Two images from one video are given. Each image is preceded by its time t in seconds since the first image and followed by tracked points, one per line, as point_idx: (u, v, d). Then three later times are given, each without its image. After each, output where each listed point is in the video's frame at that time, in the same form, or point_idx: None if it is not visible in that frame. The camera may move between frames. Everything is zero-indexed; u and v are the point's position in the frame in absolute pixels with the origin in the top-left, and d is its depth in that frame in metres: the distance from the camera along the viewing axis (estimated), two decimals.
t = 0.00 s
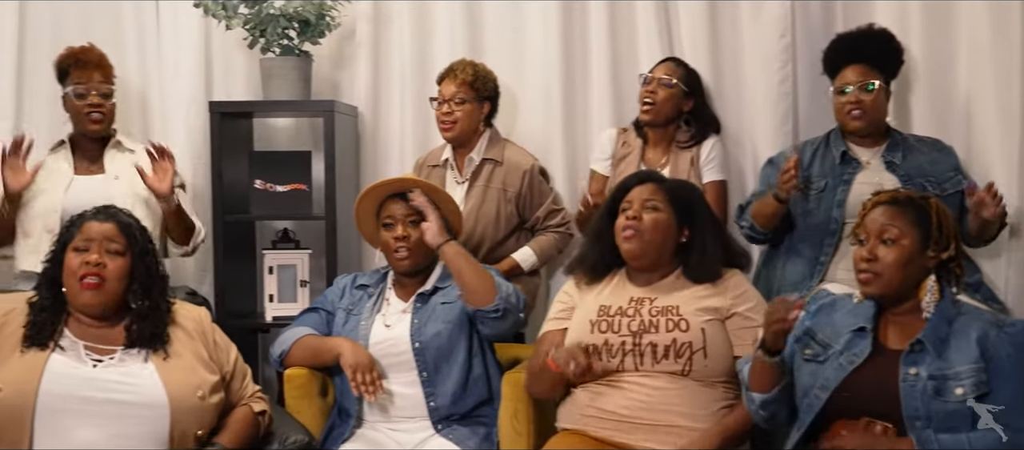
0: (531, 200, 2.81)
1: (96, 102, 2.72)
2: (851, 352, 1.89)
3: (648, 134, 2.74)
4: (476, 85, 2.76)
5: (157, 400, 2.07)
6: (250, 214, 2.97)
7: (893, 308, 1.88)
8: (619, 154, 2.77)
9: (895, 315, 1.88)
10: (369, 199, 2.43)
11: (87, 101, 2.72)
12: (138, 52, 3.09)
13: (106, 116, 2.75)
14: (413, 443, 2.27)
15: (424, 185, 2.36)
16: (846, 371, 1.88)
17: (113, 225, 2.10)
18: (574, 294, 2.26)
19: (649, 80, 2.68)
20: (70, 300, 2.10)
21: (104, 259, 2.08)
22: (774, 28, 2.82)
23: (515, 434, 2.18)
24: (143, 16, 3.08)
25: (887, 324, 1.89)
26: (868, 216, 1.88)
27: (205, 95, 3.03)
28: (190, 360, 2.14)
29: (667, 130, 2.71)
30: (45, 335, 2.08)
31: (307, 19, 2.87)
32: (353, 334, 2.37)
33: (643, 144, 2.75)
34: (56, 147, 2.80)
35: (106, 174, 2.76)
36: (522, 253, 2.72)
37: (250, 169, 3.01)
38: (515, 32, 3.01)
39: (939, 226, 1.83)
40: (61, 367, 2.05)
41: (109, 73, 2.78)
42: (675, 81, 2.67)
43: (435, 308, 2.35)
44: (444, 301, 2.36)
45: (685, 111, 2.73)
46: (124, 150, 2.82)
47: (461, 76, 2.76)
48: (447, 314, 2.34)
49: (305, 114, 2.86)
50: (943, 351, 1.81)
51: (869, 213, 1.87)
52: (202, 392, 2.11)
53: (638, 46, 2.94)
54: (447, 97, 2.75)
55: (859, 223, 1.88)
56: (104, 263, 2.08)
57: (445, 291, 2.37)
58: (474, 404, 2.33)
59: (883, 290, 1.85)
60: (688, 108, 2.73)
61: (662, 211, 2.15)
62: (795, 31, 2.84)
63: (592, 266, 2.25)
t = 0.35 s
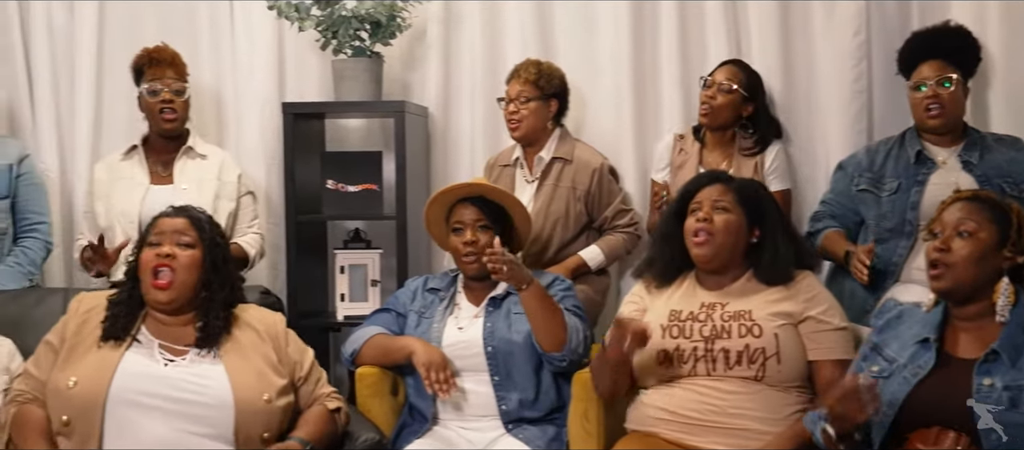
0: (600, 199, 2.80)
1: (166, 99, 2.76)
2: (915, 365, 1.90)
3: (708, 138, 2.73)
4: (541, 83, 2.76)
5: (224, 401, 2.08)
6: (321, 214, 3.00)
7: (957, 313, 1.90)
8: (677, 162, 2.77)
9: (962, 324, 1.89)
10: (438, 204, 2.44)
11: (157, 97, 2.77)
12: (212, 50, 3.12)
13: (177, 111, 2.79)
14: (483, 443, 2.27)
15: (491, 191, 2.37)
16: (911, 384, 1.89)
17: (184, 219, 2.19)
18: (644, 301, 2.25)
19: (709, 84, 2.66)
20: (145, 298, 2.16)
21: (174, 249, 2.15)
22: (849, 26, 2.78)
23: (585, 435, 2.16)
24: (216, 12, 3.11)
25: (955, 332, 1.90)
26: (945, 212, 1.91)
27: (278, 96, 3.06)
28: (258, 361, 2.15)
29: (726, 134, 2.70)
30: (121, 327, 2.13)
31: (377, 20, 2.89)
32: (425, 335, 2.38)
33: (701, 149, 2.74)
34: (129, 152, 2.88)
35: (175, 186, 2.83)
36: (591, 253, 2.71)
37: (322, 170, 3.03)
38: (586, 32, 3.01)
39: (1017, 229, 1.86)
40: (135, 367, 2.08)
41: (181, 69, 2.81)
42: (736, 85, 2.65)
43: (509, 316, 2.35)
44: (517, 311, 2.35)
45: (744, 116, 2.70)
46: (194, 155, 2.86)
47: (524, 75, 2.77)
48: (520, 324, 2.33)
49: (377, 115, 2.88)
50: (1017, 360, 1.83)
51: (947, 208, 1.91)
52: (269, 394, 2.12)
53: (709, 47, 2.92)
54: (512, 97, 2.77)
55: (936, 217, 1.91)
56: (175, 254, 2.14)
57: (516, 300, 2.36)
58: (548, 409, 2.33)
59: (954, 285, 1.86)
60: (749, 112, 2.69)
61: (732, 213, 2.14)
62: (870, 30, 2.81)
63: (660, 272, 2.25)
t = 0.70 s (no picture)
0: (668, 196, 2.78)
1: (236, 89, 2.79)
2: (993, 368, 1.87)
3: (771, 139, 2.68)
4: (618, 82, 2.75)
5: (297, 394, 2.09)
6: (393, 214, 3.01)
7: None
8: (742, 163, 2.70)
9: None
10: (513, 197, 2.46)
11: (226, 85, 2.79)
12: (286, 50, 3.15)
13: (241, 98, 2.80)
14: (553, 443, 2.27)
15: (568, 185, 2.39)
16: (989, 388, 1.86)
17: (268, 219, 2.23)
18: (718, 294, 2.23)
19: (763, 81, 2.63)
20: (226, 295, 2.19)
21: (263, 248, 2.19)
22: (925, 21, 2.75)
23: (655, 436, 2.16)
24: (289, 13, 3.14)
25: None
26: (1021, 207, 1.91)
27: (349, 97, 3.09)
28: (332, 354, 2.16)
29: (788, 133, 2.65)
30: (200, 328, 2.16)
31: (448, 21, 2.90)
32: (492, 334, 2.39)
33: (765, 150, 2.68)
34: (203, 146, 2.91)
35: (242, 177, 2.83)
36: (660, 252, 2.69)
37: (394, 171, 3.05)
38: (656, 32, 3.00)
39: None
40: (210, 363, 2.11)
41: (254, 63, 2.83)
42: (790, 78, 2.61)
43: (574, 311, 2.35)
44: (583, 305, 2.35)
45: (802, 109, 2.65)
46: (263, 150, 2.87)
47: (604, 72, 2.76)
48: (587, 317, 2.33)
49: (447, 115, 2.89)
50: None
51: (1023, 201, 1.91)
52: (342, 385, 2.12)
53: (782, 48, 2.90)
54: (588, 91, 2.76)
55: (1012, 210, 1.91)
56: (264, 252, 2.18)
57: (584, 295, 2.36)
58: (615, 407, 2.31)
59: None
60: (806, 105, 2.65)
61: (811, 209, 2.12)
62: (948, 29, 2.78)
63: (737, 271, 2.22)
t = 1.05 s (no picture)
0: (743, 195, 2.75)
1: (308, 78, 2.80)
2: None
3: (864, 138, 2.64)
4: (692, 80, 2.74)
5: (373, 394, 2.11)
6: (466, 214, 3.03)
7: None
8: (834, 160, 2.67)
9: None
10: (585, 198, 2.45)
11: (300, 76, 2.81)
12: (360, 47, 3.17)
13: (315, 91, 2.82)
14: (626, 443, 2.26)
15: (637, 185, 2.37)
16: None
17: (335, 221, 2.25)
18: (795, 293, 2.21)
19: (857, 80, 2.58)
20: (297, 299, 2.22)
21: (328, 250, 2.21)
22: (1007, 19, 2.69)
23: (729, 438, 2.14)
24: (365, 14, 3.17)
25: None
26: None
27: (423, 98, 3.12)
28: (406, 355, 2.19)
29: (882, 132, 2.60)
30: (275, 328, 2.19)
31: (521, 21, 2.90)
32: (565, 334, 2.39)
33: (858, 148, 2.65)
34: (279, 138, 2.93)
35: (318, 170, 2.85)
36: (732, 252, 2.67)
37: (467, 171, 3.06)
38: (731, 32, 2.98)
39: None
40: (288, 361, 2.14)
41: (327, 57, 2.85)
42: (885, 78, 2.56)
43: (648, 312, 2.34)
44: (657, 306, 2.33)
45: (898, 109, 2.60)
46: (339, 142, 2.89)
47: (677, 70, 2.75)
48: (661, 319, 2.31)
49: (520, 115, 2.89)
50: None
51: None
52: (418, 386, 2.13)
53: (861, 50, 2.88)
54: (662, 89, 2.74)
55: None
56: (329, 254, 2.21)
57: (657, 296, 2.35)
58: (689, 406, 2.30)
59: None
60: (903, 104, 2.59)
61: (892, 208, 2.09)
62: None
63: (816, 270, 2.19)
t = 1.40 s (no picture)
0: (814, 195, 2.72)
1: (379, 81, 2.82)
2: None
3: (934, 136, 2.60)
4: (763, 78, 2.71)
5: (440, 393, 2.13)
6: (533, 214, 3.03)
7: None
8: (901, 159, 2.65)
9: None
10: (651, 198, 2.43)
11: (372, 76, 2.83)
12: (428, 47, 3.18)
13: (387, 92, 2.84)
14: (694, 443, 2.25)
15: (708, 186, 2.36)
16: None
17: (401, 219, 2.26)
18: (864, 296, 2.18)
19: (942, 75, 2.53)
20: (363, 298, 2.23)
21: (394, 247, 2.22)
22: None
23: (799, 438, 2.11)
24: (432, 13, 3.17)
25: None
26: None
27: (490, 98, 3.13)
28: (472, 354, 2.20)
29: (954, 133, 2.56)
30: (340, 328, 2.21)
31: (589, 20, 2.90)
32: (632, 334, 2.38)
33: (926, 145, 2.62)
34: (348, 139, 2.95)
35: (397, 174, 2.86)
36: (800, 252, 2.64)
37: (534, 170, 3.06)
38: (802, 31, 2.95)
39: None
40: (355, 361, 2.15)
41: (396, 57, 2.87)
42: (971, 80, 2.51)
43: (715, 312, 2.32)
44: (724, 305, 2.31)
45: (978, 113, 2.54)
46: (413, 145, 2.91)
47: (748, 68, 2.73)
48: (728, 318, 2.29)
49: (588, 114, 2.89)
50: None
51: None
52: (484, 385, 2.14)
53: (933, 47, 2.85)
54: (732, 87, 2.73)
55: None
56: (395, 250, 2.21)
57: (725, 296, 2.33)
58: (757, 406, 2.28)
59: None
60: (982, 110, 2.54)
61: (970, 210, 2.04)
62: None
63: (887, 273, 2.16)
